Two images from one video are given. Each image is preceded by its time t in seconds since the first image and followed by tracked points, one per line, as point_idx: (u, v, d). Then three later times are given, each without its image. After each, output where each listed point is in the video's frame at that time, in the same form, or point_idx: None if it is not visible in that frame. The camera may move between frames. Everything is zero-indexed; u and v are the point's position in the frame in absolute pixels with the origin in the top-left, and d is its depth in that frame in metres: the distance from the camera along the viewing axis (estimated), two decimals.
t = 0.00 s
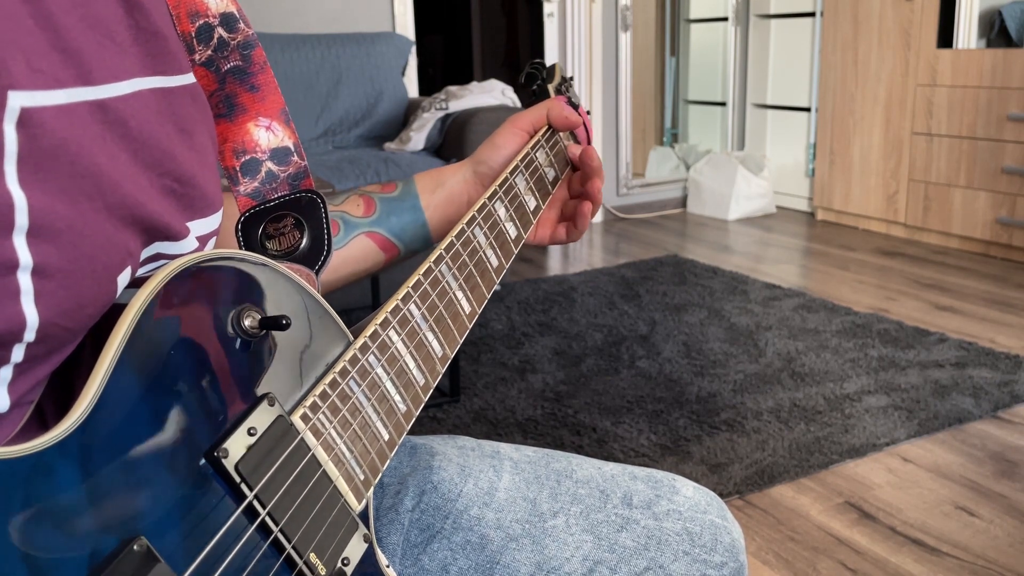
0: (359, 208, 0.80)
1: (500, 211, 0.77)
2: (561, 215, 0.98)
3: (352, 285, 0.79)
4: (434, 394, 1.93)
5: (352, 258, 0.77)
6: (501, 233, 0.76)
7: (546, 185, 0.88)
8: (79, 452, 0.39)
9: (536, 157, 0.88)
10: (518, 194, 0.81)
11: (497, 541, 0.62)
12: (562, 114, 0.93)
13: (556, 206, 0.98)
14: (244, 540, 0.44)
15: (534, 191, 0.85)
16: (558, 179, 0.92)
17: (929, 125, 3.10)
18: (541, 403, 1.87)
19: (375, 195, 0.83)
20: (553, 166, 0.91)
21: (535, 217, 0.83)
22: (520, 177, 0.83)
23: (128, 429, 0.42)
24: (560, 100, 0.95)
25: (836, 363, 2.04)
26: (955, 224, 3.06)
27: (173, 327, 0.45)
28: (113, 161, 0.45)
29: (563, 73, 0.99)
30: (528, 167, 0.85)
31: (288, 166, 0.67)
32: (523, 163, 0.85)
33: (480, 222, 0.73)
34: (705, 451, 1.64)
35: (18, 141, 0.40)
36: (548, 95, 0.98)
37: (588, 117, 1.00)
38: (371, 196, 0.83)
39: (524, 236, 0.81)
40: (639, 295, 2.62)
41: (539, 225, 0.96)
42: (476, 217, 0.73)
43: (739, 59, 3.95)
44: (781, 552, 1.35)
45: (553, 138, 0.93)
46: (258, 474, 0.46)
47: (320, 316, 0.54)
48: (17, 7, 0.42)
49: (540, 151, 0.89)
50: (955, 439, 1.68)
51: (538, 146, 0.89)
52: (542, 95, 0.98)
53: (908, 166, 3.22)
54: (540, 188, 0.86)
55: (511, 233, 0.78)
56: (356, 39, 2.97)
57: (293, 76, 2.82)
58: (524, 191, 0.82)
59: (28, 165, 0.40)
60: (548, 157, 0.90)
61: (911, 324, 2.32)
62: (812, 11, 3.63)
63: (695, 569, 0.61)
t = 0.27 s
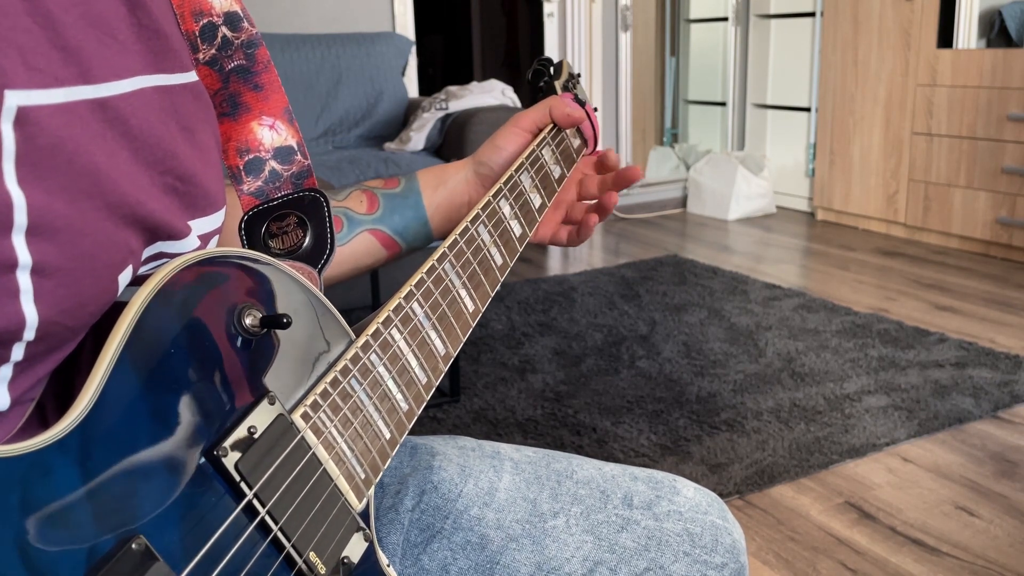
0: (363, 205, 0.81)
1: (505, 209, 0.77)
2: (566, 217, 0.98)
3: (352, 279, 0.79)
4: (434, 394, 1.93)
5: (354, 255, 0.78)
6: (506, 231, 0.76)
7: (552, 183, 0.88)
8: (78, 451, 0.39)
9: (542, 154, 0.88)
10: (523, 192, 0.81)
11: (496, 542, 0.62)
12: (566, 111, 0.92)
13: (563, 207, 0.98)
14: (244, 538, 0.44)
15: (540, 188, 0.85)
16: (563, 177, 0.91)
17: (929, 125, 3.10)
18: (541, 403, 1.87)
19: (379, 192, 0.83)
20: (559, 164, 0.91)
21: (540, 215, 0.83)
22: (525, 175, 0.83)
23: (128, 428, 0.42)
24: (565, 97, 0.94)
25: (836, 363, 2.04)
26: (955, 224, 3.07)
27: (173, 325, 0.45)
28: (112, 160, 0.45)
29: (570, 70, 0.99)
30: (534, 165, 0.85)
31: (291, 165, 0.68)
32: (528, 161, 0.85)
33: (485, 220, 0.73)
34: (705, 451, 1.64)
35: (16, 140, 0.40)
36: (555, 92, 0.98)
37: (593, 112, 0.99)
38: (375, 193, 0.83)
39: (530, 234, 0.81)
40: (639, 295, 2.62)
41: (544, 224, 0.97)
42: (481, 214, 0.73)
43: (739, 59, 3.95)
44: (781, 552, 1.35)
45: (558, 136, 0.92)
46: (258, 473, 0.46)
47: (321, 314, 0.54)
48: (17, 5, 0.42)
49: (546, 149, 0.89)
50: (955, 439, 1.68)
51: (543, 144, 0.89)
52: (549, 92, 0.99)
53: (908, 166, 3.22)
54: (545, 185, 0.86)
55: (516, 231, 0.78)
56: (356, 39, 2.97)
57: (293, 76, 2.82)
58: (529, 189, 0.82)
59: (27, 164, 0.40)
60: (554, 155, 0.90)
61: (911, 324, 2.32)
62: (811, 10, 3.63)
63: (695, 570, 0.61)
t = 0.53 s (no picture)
0: (369, 209, 0.80)
1: (506, 210, 0.77)
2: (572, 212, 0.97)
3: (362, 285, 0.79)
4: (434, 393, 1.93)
5: (361, 259, 0.78)
6: (507, 232, 0.76)
7: (552, 183, 0.88)
8: (81, 450, 0.39)
9: (543, 155, 0.88)
10: (524, 193, 0.81)
11: (497, 542, 0.62)
12: (568, 111, 0.92)
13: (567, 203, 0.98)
14: (246, 538, 0.45)
15: (541, 189, 0.85)
16: (565, 177, 0.91)
17: (929, 125, 3.10)
18: (541, 404, 1.87)
19: (386, 196, 0.83)
20: (560, 164, 0.91)
21: (541, 215, 0.83)
22: (526, 175, 0.83)
23: (132, 426, 0.42)
24: (567, 98, 0.94)
25: (836, 363, 2.04)
26: (955, 224, 3.07)
27: (176, 324, 0.45)
28: (116, 160, 0.45)
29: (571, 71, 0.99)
30: (535, 165, 0.85)
31: (293, 166, 0.68)
32: (529, 162, 0.85)
33: (486, 220, 0.73)
34: (705, 451, 1.64)
35: (20, 140, 0.40)
36: (556, 93, 0.98)
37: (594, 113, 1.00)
38: (383, 198, 0.83)
39: (530, 234, 0.81)
40: (639, 295, 2.62)
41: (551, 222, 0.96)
42: (482, 215, 0.73)
43: (740, 59, 3.95)
44: (781, 552, 1.35)
45: (560, 137, 0.93)
46: (260, 474, 0.46)
47: (324, 314, 0.54)
48: (23, 6, 0.42)
49: (547, 149, 0.89)
50: (955, 439, 1.68)
51: (545, 144, 0.89)
52: (550, 93, 0.99)
53: (908, 166, 3.22)
54: (546, 186, 0.86)
55: (517, 232, 0.78)
56: (356, 39, 2.97)
57: (293, 76, 2.82)
58: (530, 189, 0.82)
59: (31, 163, 0.40)
60: (555, 155, 0.90)
61: (911, 324, 2.32)
62: (811, 11, 3.63)
63: (695, 570, 0.61)
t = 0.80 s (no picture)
0: (363, 213, 0.80)
1: (500, 212, 0.77)
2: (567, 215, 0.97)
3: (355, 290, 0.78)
4: (434, 394, 1.93)
5: (356, 263, 0.77)
6: (501, 234, 0.76)
7: (544, 186, 0.88)
8: (81, 451, 0.39)
9: (536, 158, 0.88)
10: (518, 195, 0.81)
11: (497, 542, 0.62)
12: (560, 115, 0.92)
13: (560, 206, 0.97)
14: (246, 539, 0.44)
15: (533, 193, 0.85)
16: (557, 180, 0.92)
17: (929, 125, 3.10)
18: (541, 404, 1.87)
19: (380, 202, 0.83)
20: (552, 167, 0.91)
21: (534, 217, 0.83)
22: (519, 178, 0.83)
23: (131, 428, 0.42)
24: (558, 101, 0.94)
25: (836, 363, 2.04)
26: (954, 224, 3.07)
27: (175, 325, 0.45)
28: (116, 162, 0.45)
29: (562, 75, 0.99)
30: (527, 168, 0.85)
31: (291, 168, 0.67)
32: (522, 164, 0.85)
33: (480, 223, 0.73)
34: (705, 451, 1.64)
35: (23, 141, 0.40)
36: (547, 97, 0.97)
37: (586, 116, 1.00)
38: (376, 203, 0.83)
39: (524, 237, 0.81)
40: (639, 295, 2.62)
41: (545, 226, 0.96)
42: (476, 217, 0.73)
43: (740, 59, 3.95)
44: (782, 552, 1.35)
45: (552, 140, 0.93)
46: (260, 473, 0.46)
47: (322, 316, 0.54)
48: (23, 7, 0.42)
49: (539, 152, 0.89)
50: (955, 439, 1.68)
51: (537, 147, 0.89)
52: (541, 97, 0.98)
53: (908, 166, 3.22)
54: (539, 188, 0.86)
55: (510, 235, 0.78)
56: (356, 39, 2.97)
57: (293, 76, 2.82)
58: (524, 192, 0.82)
59: (33, 164, 0.40)
60: (547, 158, 0.90)
61: (911, 324, 2.32)
62: (812, 11, 3.63)
63: (695, 570, 0.61)
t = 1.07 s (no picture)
0: (364, 214, 0.80)
1: (500, 212, 0.77)
2: (567, 217, 0.97)
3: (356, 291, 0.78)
4: (434, 393, 1.93)
5: (357, 264, 0.77)
6: (501, 234, 0.76)
7: (545, 186, 0.88)
8: (80, 451, 0.40)
9: (536, 159, 0.88)
10: (518, 196, 0.81)
11: (496, 541, 0.62)
12: (560, 116, 0.93)
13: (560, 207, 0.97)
14: (244, 537, 0.44)
15: (534, 193, 0.85)
16: (557, 181, 0.92)
17: (929, 125, 3.10)
18: (541, 404, 1.87)
19: (381, 202, 0.83)
20: (552, 168, 0.91)
21: (534, 218, 0.83)
22: (519, 179, 0.83)
23: (129, 427, 0.42)
24: (559, 103, 0.94)
25: (836, 363, 2.04)
26: (954, 224, 3.07)
27: (173, 325, 0.45)
28: (115, 162, 0.45)
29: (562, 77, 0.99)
30: (528, 169, 0.85)
31: (290, 169, 0.67)
32: (523, 165, 0.85)
33: (480, 223, 0.73)
34: (705, 451, 1.64)
35: (21, 142, 0.40)
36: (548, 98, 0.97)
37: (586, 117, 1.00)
38: (377, 203, 0.83)
39: (524, 237, 0.81)
40: (639, 295, 2.62)
41: (545, 227, 0.96)
42: (476, 217, 0.73)
43: (740, 59, 3.95)
44: (782, 552, 1.35)
45: (552, 142, 0.93)
46: (258, 472, 0.46)
47: (320, 315, 0.54)
48: (20, 8, 0.42)
49: (539, 153, 0.89)
50: (955, 439, 1.68)
51: (538, 148, 0.90)
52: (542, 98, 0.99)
53: (908, 166, 3.22)
54: (539, 189, 0.86)
55: (510, 235, 0.78)
56: (356, 39, 2.97)
57: (293, 76, 2.82)
58: (524, 192, 0.82)
59: (32, 165, 0.40)
60: (547, 159, 0.90)
61: (911, 324, 2.32)
62: (812, 11, 3.63)
63: (695, 570, 0.61)
